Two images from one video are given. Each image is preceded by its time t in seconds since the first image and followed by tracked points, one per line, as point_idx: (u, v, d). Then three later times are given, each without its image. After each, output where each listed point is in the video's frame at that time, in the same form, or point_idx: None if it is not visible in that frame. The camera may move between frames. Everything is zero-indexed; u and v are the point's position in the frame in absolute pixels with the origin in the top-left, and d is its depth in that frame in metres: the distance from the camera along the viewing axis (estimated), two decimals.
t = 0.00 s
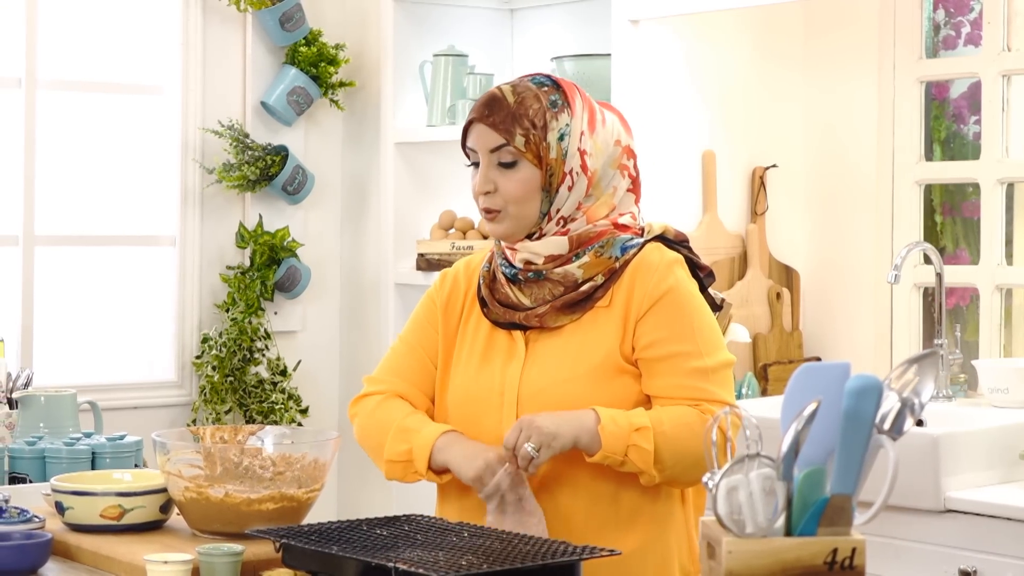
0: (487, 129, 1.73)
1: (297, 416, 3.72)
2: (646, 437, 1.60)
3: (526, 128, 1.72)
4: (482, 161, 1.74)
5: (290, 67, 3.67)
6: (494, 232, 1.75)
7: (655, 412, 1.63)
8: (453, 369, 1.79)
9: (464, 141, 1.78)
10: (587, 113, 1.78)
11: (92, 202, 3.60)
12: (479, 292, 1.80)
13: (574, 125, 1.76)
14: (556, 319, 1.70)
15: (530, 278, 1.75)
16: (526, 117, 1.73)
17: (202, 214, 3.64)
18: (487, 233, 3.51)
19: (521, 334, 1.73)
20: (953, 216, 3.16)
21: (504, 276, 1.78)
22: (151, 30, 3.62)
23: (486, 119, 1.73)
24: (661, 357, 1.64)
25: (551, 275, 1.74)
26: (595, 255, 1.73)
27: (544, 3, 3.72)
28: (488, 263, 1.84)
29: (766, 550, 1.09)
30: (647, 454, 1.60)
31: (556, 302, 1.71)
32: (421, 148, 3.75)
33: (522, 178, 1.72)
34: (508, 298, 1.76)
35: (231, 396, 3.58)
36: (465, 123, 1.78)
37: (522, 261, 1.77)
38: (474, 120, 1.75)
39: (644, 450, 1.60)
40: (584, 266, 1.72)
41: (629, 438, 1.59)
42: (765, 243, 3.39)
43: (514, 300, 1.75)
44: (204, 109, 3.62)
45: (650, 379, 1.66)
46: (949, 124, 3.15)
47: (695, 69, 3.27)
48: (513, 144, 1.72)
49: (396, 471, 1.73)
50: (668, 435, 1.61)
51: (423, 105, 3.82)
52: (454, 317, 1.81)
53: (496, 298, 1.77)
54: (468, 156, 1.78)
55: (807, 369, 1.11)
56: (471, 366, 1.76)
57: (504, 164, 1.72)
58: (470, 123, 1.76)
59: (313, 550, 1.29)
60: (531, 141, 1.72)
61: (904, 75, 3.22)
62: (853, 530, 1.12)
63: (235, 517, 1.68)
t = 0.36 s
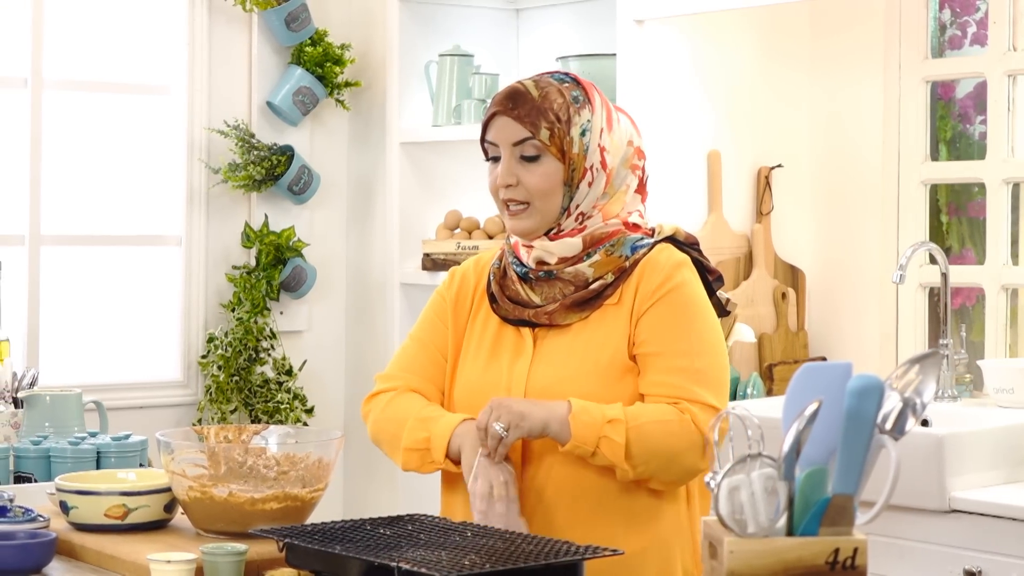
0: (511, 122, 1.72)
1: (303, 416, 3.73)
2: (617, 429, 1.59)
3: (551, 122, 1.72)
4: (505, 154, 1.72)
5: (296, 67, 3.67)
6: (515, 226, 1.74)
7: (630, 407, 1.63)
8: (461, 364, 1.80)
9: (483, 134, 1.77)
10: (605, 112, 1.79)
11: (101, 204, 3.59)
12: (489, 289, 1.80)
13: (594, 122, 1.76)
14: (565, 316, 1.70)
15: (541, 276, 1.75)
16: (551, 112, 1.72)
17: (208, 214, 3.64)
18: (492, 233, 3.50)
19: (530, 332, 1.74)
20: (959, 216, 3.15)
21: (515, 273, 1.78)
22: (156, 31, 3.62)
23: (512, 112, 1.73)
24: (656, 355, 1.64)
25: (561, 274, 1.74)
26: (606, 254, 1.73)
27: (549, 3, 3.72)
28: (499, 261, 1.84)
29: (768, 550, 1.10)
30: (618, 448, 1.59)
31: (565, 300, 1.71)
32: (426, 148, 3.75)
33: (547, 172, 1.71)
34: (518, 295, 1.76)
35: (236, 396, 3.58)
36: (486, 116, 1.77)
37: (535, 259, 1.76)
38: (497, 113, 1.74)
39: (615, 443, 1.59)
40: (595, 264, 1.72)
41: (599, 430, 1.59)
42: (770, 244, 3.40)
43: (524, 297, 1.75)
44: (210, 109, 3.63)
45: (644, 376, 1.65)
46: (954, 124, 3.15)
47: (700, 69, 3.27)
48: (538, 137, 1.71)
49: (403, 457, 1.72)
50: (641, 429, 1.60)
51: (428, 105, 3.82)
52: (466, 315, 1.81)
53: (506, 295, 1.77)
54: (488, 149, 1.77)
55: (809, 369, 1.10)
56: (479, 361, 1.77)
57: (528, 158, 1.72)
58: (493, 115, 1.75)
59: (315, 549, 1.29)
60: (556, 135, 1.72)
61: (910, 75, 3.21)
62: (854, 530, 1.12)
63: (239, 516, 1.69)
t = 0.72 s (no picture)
0: (534, 139, 1.68)
1: (308, 416, 3.73)
2: (643, 463, 1.59)
3: (573, 135, 1.69)
4: (528, 170, 1.69)
5: (301, 67, 3.68)
6: (536, 239, 1.72)
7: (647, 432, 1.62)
8: (464, 367, 1.79)
9: (496, 147, 1.72)
10: (607, 111, 1.77)
11: (108, 206, 3.58)
12: (491, 290, 1.79)
13: (604, 126, 1.74)
14: (571, 316, 1.69)
15: (551, 284, 1.72)
16: (573, 125, 1.69)
17: (213, 215, 3.65)
18: (497, 233, 3.51)
19: (535, 332, 1.72)
20: (964, 216, 3.15)
21: (520, 277, 1.76)
22: (162, 31, 3.63)
23: (535, 129, 1.68)
24: (677, 364, 1.64)
25: (572, 281, 1.71)
26: (614, 257, 1.71)
27: (555, 3, 3.72)
28: (500, 263, 1.83)
29: (768, 550, 1.09)
30: (647, 479, 1.59)
31: (572, 300, 1.70)
32: (431, 148, 3.76)
33: (574, 187, 1.69)
34: (523, 298, 1.74)
35: (241, 395, 3.59)
36: (498, 129, 1.72)
37: (546, 269, 1.74)
38: (518, 129, 1.69)
39: (643, 475, 1.59)
40: (603, 268, 1.70)
41: (625, 465, 1.59)
42: (775, 243, 3.38)
43: (530, 300, 1.73)
44: (215, 109, 3.63)
45: (664, 384, 1.65)
46: (960, 123, 3.14)
47: (704, 68, 3.27)
48: (564, 152, 1.68)
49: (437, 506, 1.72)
50: (667, 455, 1.60)
51: (433, 105, 3.82)
52: (465, 318, 1.81)
53: (510, 298, 1.75)
54: (500, 163, 1.73)
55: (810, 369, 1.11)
56: (483, 361, 1.76)
57: (552, 173, 1.68)
58: (512, 130, 1.70)
59: (318, 549, 1.29)
60: (579, 148, 1.69)
61: (915, 75, 3.21)
62: (854, 530, 1.12)
63: (242, 516, 1.69)
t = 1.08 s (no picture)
0: (542, 143, 1.68)
1: (310, 416, 3.72)
2: (632, 474, 1.60)
3: (581, 138, 1.69)
4: (536, 175, 1.68)
5: (304, 67, 3.68)
6: (543, 243, 1.71)
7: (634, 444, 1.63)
8: (465, 368, 1.78)
9: (502, 151, 1.72)
10: (608, 109, 1.77)
11: (109, 205, 3.59)
12: (492, 289, 1.78)
13: (608, 127, 1.74)
14: (575, 320, 1.69)
15: (554, 286, 1.73)
16: (581, 128, 1.69)
17: (216, 215, 3.65)
18: (499, 233, 3.51)
19: (536, 334, 1.72)
20: (966, 216, 3.14)
21: (522, 277, 1.76)
22: (165, 31, 3.63)
23: (543, 133, 1.68)
24: (673, 367, 1.64)
25: (575, 284, 1.72)
26: (618, 260, 1.71)
27: (558, 2, 3.71)
28: (499, 262, 1.82)
29: (762, 550, 1.10)
30: (637, 490, 1.60)
31: (576, 304, 1.70)
32: (434, 148, 3.76)
33: (582, 189, 1.69)
34: (526, 300, 1.74)
35: (244, 395, 3.59)
36: (504, 133, 1.71)
37: (549, 270, 1.74)
38: (525, 133, 1.69)
39: (633, 486, 1.60)
40: (608, 271, 1.70)
41: (614, 477, 1.60)
42: (777, 242, 3.39)
43: (533, 302, 1.73)
44: (218, 109, 3.63)
45: (660, 386, 1.65)
46: (962, 123, 3.14)
47: (705, 67, 3.27)
48: (573, 156, 1.68)
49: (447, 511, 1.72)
50: (655, 463, 1.61)
51: (436, 105, 3.82)
52: (465, 317, 1.81)
53: (512, 299, 1.75)
54: (506, 168, 1.72)
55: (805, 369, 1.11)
56: (483, 361, 1.75)
57: (560, 177, 1.68)
58: (519, 135, 1.69)
59: (315, 548, 1.30)
60: (587, 151, 1.69)
61: (917, 75, 3.21)
62: (848, 530, 1.12)
63: (240, 515, 1.69)
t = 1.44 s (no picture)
0: (542, 141, 1.68)
1: (311, 415, 3.72)
2: (629, 459, 1.60)
3: (581, 137, 1.69)
4: (535, 173, 1.69)
5: (304, 67, 3.68)
6: (541, 240, 1.72)
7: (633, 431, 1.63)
8: (463, 367, 1.79)
9: (502, 149, 1.72)
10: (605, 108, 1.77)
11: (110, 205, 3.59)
12: (487, 289, 1.78)
13: (606, 126, 1.75)
14: (573, 316, 1.69)
15: (550, 283, 1.72)
16: (580, 127, 1.69)
17: (217, 215, 3.65)
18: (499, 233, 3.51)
19: (534, 333, 1.73)
20: (967, 216, 3.14)
21: (518, 276, 1.75)
22: (167, 31, 3.64)
23: (544, 131, 1.68)
24: (671, 359, 1.65)
25: (571, 280, 1.71)
26: (613, 255, 1.71)
27: (559, 2, 3.71)
28: (493, 262, 1.82)
29: (753, 550, 1.10)
30: (634, 476, 1.60)
31: (573, 299, 1.70)
32: (434, 148, 3.76)
33: (581, 188, 1.69)
34: (522, 298, 1.73)
35: (245, 395, 3.59)
36: (504, 131, 1.71)
37: (546, 268, 1.74)
38: (525, 131, 1.69)
39: (630, 472, 1.60)
40: (604, 267, 1.70)
41: (611, 461, 1.60)
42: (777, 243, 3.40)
43: (529, 300, 1.73)
44: (219, 108, 3.63)
45: (658, 378, 1.65)
46: (962, 124, 3.14)
47: (705, 67, 3.27)
48: (572, 154, 1.68)
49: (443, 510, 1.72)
50: (654, 451, 1.61)
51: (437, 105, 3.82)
52: (461, 318, 1.81)
53: (508, 297, 1.75)
54: (505, 165, 1.72)
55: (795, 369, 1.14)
56: (482, 360, 1.76)
57: (559, 175, 1.69)
58: (518, 132, 1.70)
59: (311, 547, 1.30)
60: (586, 149, 1.70)
61: (918, 74, 3.20)
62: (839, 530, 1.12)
63: (236, 515, 1.69)
